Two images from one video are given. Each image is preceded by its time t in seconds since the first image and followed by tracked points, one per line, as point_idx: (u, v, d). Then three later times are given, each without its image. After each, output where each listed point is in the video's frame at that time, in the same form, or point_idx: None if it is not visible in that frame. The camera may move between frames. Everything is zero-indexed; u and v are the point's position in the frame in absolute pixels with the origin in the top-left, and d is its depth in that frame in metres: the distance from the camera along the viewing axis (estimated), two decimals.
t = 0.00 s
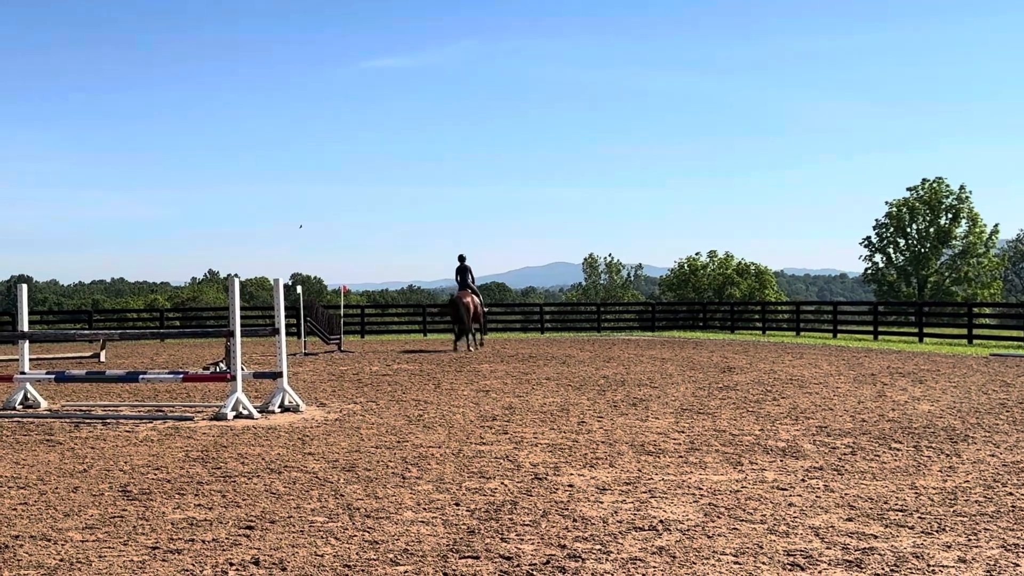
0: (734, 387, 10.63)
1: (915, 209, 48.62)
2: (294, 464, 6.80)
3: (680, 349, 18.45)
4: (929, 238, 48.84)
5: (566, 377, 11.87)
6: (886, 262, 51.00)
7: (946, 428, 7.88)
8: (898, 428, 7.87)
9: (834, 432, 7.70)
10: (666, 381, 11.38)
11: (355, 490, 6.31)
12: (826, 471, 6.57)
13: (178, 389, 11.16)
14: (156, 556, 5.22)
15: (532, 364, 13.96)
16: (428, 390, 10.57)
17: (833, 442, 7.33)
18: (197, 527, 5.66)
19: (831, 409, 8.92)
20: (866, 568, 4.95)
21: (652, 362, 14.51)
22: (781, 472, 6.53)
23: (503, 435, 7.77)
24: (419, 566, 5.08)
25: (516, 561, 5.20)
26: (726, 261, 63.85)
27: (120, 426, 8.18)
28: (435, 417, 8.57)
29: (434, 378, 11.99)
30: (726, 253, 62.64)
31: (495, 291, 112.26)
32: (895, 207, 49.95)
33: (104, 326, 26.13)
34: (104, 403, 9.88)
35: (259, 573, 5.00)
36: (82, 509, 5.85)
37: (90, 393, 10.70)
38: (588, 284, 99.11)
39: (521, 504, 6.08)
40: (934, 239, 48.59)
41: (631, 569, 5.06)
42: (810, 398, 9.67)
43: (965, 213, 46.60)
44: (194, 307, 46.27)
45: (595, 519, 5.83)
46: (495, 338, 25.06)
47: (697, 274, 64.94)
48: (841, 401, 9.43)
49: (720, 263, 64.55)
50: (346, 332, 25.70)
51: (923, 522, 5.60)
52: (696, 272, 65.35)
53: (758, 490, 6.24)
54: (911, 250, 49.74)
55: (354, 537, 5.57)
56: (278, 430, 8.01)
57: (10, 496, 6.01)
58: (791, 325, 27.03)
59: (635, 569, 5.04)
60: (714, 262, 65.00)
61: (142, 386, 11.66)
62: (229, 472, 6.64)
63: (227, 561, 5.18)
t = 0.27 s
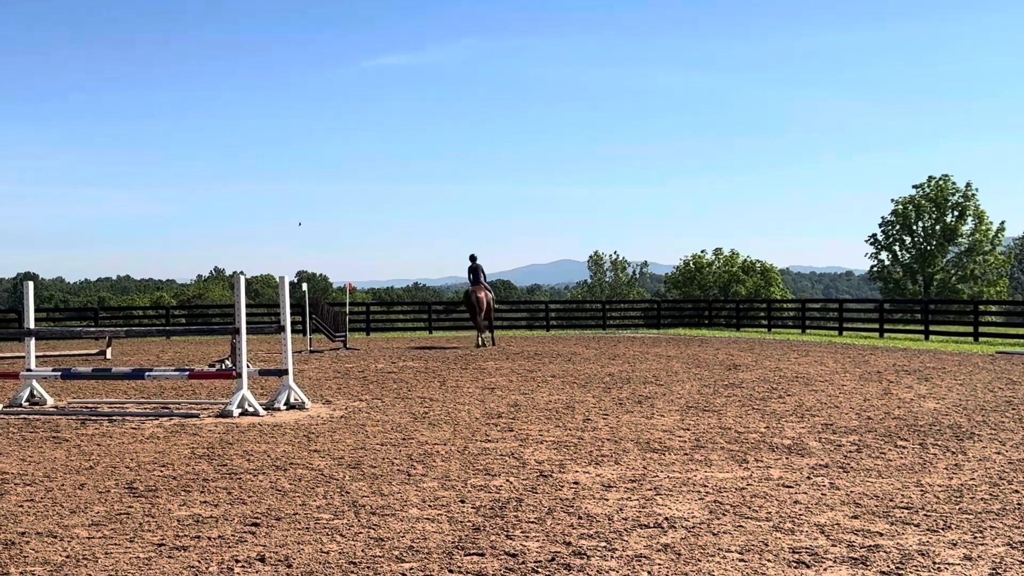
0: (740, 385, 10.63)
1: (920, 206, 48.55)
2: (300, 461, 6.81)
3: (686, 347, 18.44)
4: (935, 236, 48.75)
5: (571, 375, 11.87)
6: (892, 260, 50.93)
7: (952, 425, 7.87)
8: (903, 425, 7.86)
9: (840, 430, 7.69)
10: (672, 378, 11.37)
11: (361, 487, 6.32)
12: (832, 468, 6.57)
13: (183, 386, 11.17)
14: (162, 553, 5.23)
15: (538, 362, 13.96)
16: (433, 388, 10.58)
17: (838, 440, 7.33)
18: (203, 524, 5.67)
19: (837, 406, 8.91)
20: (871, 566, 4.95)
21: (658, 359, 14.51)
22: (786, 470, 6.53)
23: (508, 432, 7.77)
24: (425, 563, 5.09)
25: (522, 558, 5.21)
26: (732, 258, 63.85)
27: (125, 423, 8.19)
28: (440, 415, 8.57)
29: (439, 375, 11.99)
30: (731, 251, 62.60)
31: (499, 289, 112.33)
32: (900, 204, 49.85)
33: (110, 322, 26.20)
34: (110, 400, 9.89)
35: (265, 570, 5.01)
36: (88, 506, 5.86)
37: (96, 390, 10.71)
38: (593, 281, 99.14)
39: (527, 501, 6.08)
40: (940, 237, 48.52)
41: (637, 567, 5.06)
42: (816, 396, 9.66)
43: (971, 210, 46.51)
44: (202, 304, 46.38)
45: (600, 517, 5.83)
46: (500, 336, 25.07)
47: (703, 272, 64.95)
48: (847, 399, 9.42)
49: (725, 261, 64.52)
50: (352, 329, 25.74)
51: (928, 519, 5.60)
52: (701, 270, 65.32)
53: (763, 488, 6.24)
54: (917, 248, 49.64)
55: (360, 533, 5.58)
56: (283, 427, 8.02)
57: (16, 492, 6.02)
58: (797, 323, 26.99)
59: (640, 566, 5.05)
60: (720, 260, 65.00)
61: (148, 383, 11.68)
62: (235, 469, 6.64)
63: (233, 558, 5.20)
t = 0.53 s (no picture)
0: (748, 382, 10.62)
1: (928, 203, 48.45)
2: (307, 458, 6.81)
3: (693, 344, 18.42)
4: (944, 232, 48.71)
5: (578, 372, 11.86)
6: (900, 256, 50.84)
7: (960, 423, 7.84)
8: (911, 423, 7.84)
9: (848, 427, 7.68)
10: (679, 375, 11.37)
11: (368, 484, 6.33)
12: (839, 466, 6.56)
13: (191, 383, 11.19)
14: (170, 550, 5.25)
15: (545, 359, 13.96)
16: (440, 385, 10.58)
17: (846, 437, 7.31)
18: (210, 521, 5.68)
19: (844, 403, 8.90)
20: (879, 563, 4.94)
21: (666, 356, 14.50)
22: (794, 467, 6.52)
23: (515, 429, 7.77)
24: (433, 560, 5.11)
25: (529, 555, 5.22)
26: (739, 255, 63.82)
27: (133, 420, 8.21)
28: (447, 412, 8.57)
29: (446, 372, 12.00)
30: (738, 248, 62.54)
31: (505, 286, 112.39)
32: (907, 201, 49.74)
33: (117, 320, 26.28)
34: (118, 396, 9.92)
35: (273, 567, 5.04)
36: (96, 503, 5.88)
37: (105, 388, 10.74)
38: (600, 278, 99.14)
39: (534, 498, 6.08)
40: (948, 234, 48.42)
41: (644, 564, 5.07)
42: (823, 393, 9.65)
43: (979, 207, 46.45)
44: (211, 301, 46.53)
45: (607, 514, 5.83)
46: (507, 333, 25.07)
47: (710, 269, 64.93)
48: (854, 396, 9.40)
49: (733, 258, 64.49)
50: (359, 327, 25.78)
51: (936, 517, 5.59)
52: (709, 267, 65.29)
53: (770, 485, 6.23)
54: (926, 245, 49.59)
55: (367, 530, 5.59)
56: (290, 425, 8.02)
57: (25, 489, 6.04)
58: (805, 320, 26.93)
59: (647, 564, 5.05)
60: (727, 257, 64.97)
61: (156, 381, 11.71)
62: (242, 466, 6.65)
63: (241, 555, 5.22)
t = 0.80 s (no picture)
0: (757, 379, 10.61)
1: (938, 199, 48.34)
2: (316, 455, 6.82)
3: (702, 341, 18.40)
4: (953, 229, 48.61)
5: (587, 369, 11.85)
6: (909, 253, 50.73)
7: (970, 420, 7.82)
8: (920, 420, 7.82)
9: (856, 424, 7.66)
10: (688, 372, 11.37)
11: (376, 481, 6.33)
12: (848, 463, 6.54)
13: (199, 380, 11.22)
14: (179, 547, 5.27)
15: (554, 356, 13.96)
16: (448, 382, 10.59)
17: (855, 434, 7.30)
18: (219, 518, 5.70)
19: (853, 400, 8.88)
20: (887, 561, 4.93)
21: (674, 353, 14.49)
22: (802, 464, 6.51)
23: (524, 426, 7.77)
24: (441, 557, 5.12)
25: (537, 553, 5.23)
26: (748, 252, 63.80)
27: (143, 417, 8.23)
28: (456, 409, 8.57)
29: (454, 369, 12.00)
30: (746, 245, 62.50)
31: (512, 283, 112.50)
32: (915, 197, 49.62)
33: (127, 317, 26.38)
34: (127, 394, 9.94)
35: (282, 564, 5.06)
36: (106, 500, 5.89)
37: (114, 385, 10.77)
38: (609, 276, 99.12)
39: (542, 495, 6.08)
40: (958, 231, 48.31)
41: (652, 561, 5.08)
42: (832, 390, 9.63)
43: (989, 203, 46.32)
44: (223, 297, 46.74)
45: (615, 511, 5.83)
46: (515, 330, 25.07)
47: (719, 266, 64.93)
48: (863, 393, 9.38)
49: (741, 255, 64.48)
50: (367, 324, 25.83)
51: (945, 514, 5.57)
52: (717, 264, 65.26)
53: (779, 482, 6.22)
54: (935, 241, 49.50)
55: (376, 528, 5.60)
56: (299, 422, 8.03)
57: (35, 486, 6.06)
58: (813, 317, 26.86)
59: (655, 561, 5.06)
60: (736, 254, 64.96)
61: (165, 378, 11.74)
62: (251, 464, 6.66)
63: (250, 552, 5.24)
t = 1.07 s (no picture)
0: (766, 376, 10.59)
1: (948, 196, 48.22)
2: (326, 453, 6.83)
3: (711, 338, 18.39)
4: (964, 226, 48.46)
5: (597, 367, 11.85)
6: (919, 250, 50.66)
7: (981, 417, 7.79)
8: (930, 417, 7.81)
9: (866, 421, 7.65)
10: (697, 370, 11.36)
11: (386, 479, 6.34)
12: (858, 460, 6.53)
13: (210, 378, 11.24)
14: (189, 545, 5.30)
15: (563, 354, 13.96)
16: (458, 380, 10.59)
17: (865, 431, 7.28)
18: (229, 516, 5.71)
19: (863, 398, 8.86)
20: (898, 558, 4.93)
21: (684, 351, 14.49)
22: (812, 461, 6.50)
23: (533, 424, 7.76)
24: (450, 555, 5.14)
25: (546, 550, 5.25)
26: (758, 249, 63.80)
27: (153, 415, 8.24)
28: (465, 407, 8.58)
29: (463, 367, 12.01)
30: (756, 242, 62.48)
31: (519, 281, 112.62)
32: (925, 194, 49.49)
33: (138, 314, 26.49)
34: (138, 391, 9.96)
35: (292, 562, 5.08)
36: (116, 498, 5.90)
37: (125, 383, 10.80)
38: (617, 273, 99.17)
39: (552, 493, 6.08)
40: (968, 227, 48.17)
41: (662, 559, 5.09)
42: (842, 387, 9.61)
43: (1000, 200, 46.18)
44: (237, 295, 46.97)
45: (624, 509, 5.82)
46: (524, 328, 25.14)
47: (729, 263, 64.93)
48: (873, 390, 9.37)
49: (751, 252, 64.48)
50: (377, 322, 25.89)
51: (956, 511, 5.56)
52: (727, 261, 65.25)
53: (788, 479, 6.22)
54: (945, 238, 49.37)
55: (385, 525, 5.61)
56: (309, 420, 8.04)
57: (46, 484, 6.07)
58: (823, 314, 26.82)
59: (665, 559, 5.07)
60: (745, 251, 64.94)
61: (176, 376, 11.77)
62: (261, 461, 6.68)
63: (260, 550, 5.26)
